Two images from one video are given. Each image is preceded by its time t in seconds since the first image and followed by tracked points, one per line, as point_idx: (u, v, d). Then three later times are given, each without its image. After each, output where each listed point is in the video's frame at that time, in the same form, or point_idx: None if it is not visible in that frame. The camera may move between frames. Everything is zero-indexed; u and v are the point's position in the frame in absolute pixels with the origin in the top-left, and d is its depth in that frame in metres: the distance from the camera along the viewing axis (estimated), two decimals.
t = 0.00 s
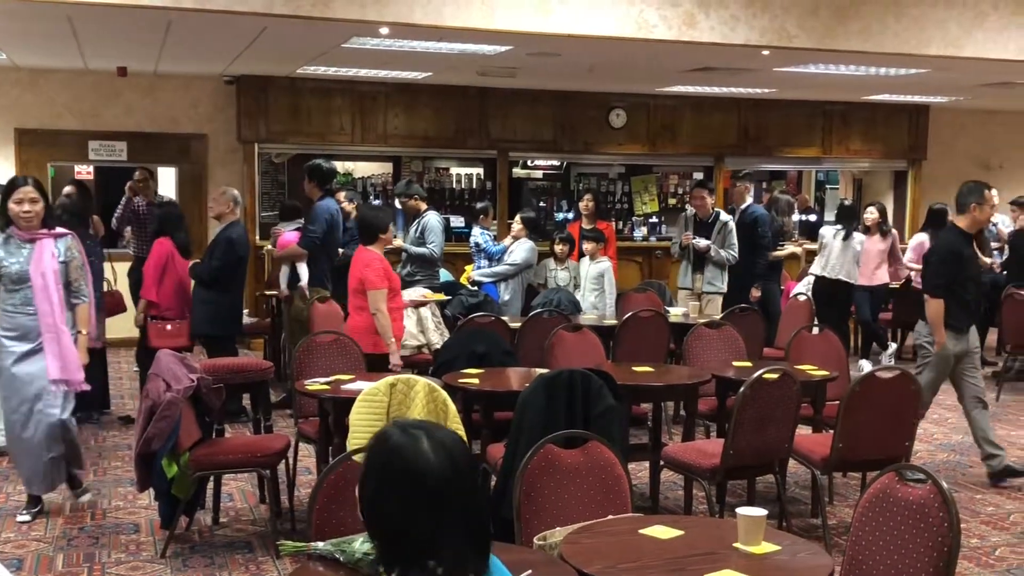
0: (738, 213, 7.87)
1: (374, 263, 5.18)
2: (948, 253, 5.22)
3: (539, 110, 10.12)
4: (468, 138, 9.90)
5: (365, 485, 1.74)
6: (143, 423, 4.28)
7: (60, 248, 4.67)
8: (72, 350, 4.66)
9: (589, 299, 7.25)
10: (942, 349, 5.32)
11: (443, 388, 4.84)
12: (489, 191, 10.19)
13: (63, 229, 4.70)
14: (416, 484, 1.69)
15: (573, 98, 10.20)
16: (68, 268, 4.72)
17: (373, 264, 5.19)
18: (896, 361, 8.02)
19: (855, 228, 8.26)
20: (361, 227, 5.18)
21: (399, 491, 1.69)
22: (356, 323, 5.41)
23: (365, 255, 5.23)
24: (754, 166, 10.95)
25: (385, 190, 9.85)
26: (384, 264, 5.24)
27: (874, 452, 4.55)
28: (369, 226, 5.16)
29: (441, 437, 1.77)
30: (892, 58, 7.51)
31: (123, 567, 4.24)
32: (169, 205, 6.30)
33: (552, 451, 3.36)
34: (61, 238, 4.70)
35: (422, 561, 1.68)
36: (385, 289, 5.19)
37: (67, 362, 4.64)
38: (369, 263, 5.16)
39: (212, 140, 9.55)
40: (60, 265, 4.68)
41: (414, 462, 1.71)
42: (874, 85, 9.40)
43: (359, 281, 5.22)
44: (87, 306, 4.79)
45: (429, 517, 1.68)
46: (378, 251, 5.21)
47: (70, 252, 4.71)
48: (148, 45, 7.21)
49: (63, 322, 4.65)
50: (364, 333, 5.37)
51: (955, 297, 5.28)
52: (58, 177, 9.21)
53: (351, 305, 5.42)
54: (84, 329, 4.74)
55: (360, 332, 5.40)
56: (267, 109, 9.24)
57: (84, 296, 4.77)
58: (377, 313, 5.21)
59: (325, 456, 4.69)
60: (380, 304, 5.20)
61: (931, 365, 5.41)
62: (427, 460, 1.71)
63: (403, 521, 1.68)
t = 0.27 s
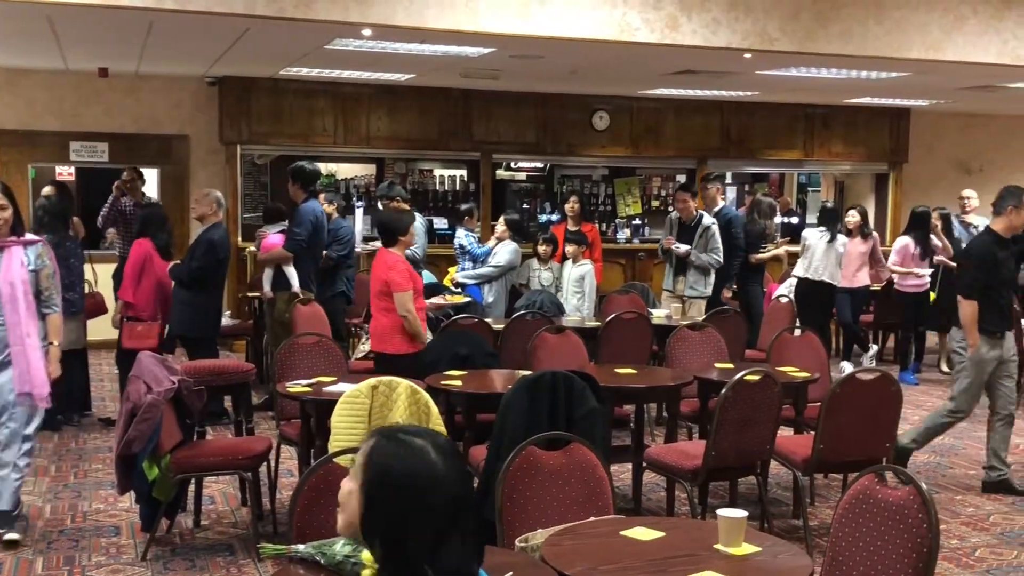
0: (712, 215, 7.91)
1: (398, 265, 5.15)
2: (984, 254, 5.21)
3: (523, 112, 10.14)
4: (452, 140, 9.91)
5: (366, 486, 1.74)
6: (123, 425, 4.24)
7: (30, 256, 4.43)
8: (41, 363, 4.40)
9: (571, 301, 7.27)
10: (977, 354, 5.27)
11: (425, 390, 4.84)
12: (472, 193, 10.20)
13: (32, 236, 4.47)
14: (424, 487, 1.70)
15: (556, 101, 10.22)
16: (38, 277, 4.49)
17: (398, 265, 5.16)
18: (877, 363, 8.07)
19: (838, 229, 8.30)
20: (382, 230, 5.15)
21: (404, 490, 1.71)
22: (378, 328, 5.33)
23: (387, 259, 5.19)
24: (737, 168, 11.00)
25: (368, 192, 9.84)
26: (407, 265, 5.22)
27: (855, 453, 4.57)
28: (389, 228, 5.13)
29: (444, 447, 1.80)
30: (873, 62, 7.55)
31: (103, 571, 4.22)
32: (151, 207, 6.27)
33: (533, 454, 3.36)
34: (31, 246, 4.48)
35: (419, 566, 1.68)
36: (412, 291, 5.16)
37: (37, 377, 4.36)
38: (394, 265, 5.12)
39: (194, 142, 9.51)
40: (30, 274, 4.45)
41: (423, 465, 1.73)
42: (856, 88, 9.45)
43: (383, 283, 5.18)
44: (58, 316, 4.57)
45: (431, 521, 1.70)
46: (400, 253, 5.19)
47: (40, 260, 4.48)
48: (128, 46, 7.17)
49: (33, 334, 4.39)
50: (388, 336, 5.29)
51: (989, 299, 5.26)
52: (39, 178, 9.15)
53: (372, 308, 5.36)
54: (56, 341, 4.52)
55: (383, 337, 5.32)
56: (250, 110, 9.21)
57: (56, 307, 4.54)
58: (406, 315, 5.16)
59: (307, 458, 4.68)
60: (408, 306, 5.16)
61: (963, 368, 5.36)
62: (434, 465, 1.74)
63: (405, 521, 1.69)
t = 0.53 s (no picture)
0: (689, 216, 7.91)
1: (421, 264, 5.28)
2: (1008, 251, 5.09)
3: (505, 113, 10.16)
4: (435, 141, 9.91)
5: (387, 484, 1.68)
6: (101, 426, 4.24)
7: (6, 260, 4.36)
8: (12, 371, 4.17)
9: (554, 303, 7.27)
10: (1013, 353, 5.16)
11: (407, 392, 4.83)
12: (455, 195, 10.20)
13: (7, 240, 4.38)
14: (446, 480, 1.67)
15: (537, 103, 10.24)
16: (13, 282, 4.38)
17: (420, 265, 5.28)
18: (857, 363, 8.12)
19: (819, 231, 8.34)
20: (403, 230, 5.25)
21: (431, 487, 1.67)
22: (397, 327, 5.38)
23: (408, 259, 5.30)
24: (718, 171, 11.04)
25: (350, 194, 9.82)
26: (425, 262, 5.35)
27: (834, 454, 4.59)
28: (412, 229, 5.24)
29: (444, 438, 1.78)
30: (854, 65, 7.59)
31: (82, 573, 4.21)
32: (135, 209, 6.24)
33: (514, 456, 3.36)
34: (6, 250, 4.38)
35: (444, 561, 1.66)
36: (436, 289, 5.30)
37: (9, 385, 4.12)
38: (419, 263, 5.26)
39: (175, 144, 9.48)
40: (4, 277, 4.35)
41: (441, 458, 1.70)
42: (837, 91, 9.50)
43: (408, 283, 5.26)
44: (30, 324, 4.46)
45: (454, 514, 1.68)
46: (419, 253, 5.31)
47: (16, 264, 4.39)
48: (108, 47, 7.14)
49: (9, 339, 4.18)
50: (408, 334, 5.37)
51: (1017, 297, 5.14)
52: (19, 179, 9.10)
53: (389, 307, 5.41)
54: (29, 349, 4.43)
55: (402, 336, 5.37)
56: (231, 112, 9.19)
57: (29, 313, 4.44)
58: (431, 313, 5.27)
59: (288, 460, 4.67)
60: (435, 304, 5.28)
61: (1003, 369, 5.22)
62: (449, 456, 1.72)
63: (431, 517, 1.66)
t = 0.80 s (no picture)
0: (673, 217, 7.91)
1: (445, 266, 5.21)
2: None
3: (488, 114, 10.17)
4: (419, 142, 9.90)
5: (418, 482, 1.68)
6: (82, 428, 4.20)
7: None
8: None
9: (539, 304, 7.26)
10: None
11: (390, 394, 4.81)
12: (439, 196, 10.19)
13: None
14: (470, 469, 1.69)
15: (521, 104, 10.25)
16: None
17: (443, 267, 5.21)
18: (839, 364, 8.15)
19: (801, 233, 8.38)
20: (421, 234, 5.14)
21: (457, 478, 1.67)
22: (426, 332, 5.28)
23: (430, 262, 5.21)
24: (701, 172, 11.08)
25: (334, 194, 9.80)
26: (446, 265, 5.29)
27: (816, 455, 4.61)
28: (430, 232, 5.13)
29: (455, 428, 1.80)
30: (836, 67, 7.62)
31: None
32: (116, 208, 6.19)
33: (497, 457, 3.36)
34: None
35: (474, 556, 1.67)
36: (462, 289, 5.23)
37: None
38: (442, 265, 5.19)
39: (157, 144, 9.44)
40: None
41: (462, 450, 1.71)
42: (819, 93, 9.54)
43: (435, 286, 5.18)
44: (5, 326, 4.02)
45: (480, 505, 1.70)
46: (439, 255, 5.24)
47: None
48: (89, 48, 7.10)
49: None
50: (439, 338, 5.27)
51: None
52: None
53: (412, 311, 5.28)
54: None
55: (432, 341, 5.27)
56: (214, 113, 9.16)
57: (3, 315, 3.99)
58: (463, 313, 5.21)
59: (271, 462, 4.66)
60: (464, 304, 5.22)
61: None
62: (467, 445, 1.73)
63: (463, 511, 1.68)
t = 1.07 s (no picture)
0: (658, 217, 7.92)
1: (464, 263, 5.31)
2: None
3: (473, 114, 10.17)
4: (403, 142, 9.89)
5: (432, 478, 1.74)
6: (64, 427, 4.17)
7: None
8: None
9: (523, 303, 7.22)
10: None
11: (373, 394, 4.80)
12: (423, 196, 10.19)
13: None
14: (480, 465, 1.76)
15: (506, 104, 10.26)
16: None
17: (461, 264, 5.30)
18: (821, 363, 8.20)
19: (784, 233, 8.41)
20: (440, 232, 5.22)
21: (464, 476, 1.74)
22: (442, 326, 5.40)
23: (449, 259, 5.30)
24: (686, 172, 11.11)
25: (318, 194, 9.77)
26: (465, 261, 5.38)
27: (799, 455, 4.63)
28: (448, 230, 5.21)
29: (460, 425, 1.86)
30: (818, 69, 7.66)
31: None
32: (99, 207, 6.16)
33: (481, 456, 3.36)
34: None
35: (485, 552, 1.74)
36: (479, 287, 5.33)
37: None
38: (460, 262, 5.28)
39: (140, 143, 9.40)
40: None
41: (470, 445, 1.78)
42: (802, 94, 9.58)
43: (452, 283, 5.28)
44: None
45: (489, 500, 1.76)
46: (459, 252, 5.32)
47: None
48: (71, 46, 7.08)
49: None
50: (454, 333, 5.39)
51: None
52: None
53: (431, 306, 5.42)
54: None
55: (447, 335, 5.39)
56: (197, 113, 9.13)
57: None
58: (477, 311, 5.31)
59: (253, 461, 4.64)
60: (478, 302, 5.32)
61: None
62: (473, 440, 1.80)
63: (475, 509, 1.74)
